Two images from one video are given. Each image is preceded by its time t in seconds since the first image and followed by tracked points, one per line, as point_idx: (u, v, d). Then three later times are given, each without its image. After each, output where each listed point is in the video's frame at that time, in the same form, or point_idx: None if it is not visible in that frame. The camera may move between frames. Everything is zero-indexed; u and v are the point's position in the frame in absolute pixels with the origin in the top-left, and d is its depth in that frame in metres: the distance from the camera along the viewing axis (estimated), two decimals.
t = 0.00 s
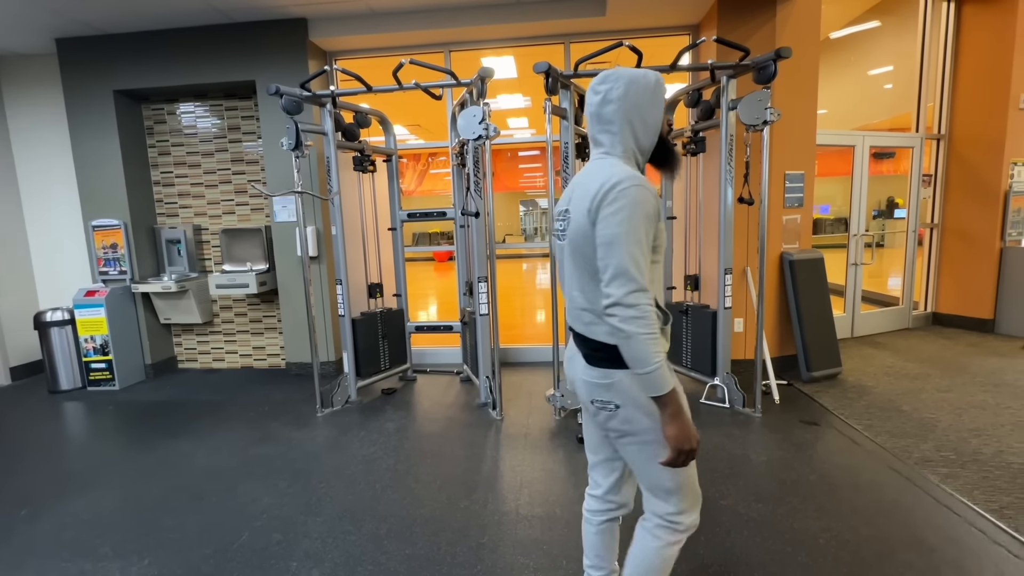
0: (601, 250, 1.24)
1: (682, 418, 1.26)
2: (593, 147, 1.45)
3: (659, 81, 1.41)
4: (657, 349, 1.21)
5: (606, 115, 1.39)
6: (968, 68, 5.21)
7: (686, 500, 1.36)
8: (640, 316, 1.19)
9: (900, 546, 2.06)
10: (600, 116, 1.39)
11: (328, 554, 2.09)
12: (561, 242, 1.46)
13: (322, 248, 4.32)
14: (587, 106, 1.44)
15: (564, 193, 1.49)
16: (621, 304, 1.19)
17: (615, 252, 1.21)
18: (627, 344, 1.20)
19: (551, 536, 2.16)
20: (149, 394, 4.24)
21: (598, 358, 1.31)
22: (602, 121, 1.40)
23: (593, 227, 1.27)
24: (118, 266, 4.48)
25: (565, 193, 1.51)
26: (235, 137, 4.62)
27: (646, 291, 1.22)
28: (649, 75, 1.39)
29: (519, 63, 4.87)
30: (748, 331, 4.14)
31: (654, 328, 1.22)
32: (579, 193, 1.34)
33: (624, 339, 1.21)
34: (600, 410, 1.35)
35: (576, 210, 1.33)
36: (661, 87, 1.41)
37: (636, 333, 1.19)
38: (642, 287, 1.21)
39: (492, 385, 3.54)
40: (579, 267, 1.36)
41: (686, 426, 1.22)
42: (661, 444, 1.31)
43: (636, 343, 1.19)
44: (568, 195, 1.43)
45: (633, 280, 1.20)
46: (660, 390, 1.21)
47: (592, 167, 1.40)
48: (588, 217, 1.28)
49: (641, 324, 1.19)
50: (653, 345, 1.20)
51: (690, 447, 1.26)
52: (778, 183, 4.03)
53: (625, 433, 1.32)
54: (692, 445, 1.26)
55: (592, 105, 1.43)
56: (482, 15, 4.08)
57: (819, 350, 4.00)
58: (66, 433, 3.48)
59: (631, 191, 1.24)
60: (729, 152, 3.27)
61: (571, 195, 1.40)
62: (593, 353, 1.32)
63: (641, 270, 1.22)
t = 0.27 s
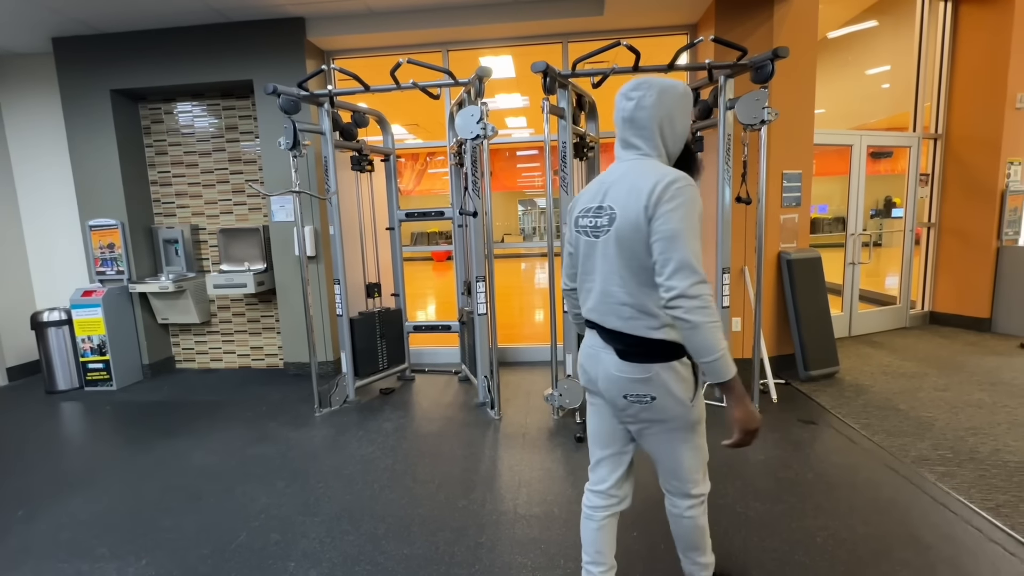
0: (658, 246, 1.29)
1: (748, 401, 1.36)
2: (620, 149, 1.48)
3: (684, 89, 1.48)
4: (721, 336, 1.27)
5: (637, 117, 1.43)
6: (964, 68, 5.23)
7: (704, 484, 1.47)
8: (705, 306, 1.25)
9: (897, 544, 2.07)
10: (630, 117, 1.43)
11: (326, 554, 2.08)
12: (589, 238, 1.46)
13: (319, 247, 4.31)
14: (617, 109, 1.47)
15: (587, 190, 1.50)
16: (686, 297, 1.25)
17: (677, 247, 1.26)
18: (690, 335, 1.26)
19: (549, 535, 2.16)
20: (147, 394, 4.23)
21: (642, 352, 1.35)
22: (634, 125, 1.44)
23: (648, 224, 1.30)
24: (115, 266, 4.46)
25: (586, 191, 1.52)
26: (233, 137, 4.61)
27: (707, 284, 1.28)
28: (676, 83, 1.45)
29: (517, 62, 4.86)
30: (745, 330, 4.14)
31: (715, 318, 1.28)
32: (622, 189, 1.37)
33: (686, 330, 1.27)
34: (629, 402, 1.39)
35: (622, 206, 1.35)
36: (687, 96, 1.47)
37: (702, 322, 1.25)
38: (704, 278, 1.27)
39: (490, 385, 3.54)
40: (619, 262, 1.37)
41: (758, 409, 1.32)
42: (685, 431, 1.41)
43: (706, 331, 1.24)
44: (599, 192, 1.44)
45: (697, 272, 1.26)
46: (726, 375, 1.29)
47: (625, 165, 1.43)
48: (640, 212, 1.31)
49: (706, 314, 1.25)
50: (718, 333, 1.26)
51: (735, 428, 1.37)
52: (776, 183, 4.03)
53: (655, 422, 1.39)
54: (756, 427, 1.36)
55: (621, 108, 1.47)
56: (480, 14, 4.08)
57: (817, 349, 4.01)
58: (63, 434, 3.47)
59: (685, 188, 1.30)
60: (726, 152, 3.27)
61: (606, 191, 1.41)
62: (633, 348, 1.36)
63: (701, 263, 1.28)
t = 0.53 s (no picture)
0: (709, 244, 1.40)
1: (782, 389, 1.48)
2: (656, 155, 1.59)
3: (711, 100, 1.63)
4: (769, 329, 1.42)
5: (676, 124, 1.55)
6: (962, 67, 5.23)
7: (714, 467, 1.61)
8: (758, 302, 1.39)
9: (894, 542, 2.07)
10: (667, 126, 1.55)
11: (323, 554, 2.08)
12: (629, 238, 1.54)
13: (318, 247, 4.30)
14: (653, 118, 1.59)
15: (623, 192, 1.57)
16: (738, 292, 1.38)
17: (726, 246, 1.39)
18: (742, 327, 1.39)
19: (547, 534, 2.17)
20: (145, 394, 4.23)
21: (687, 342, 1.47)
22: (675, 130, 1.55)
23: (696, 225, 1.41)
24: (113, 265, 4.46)
25: (619, 192, 1.59)
26: (231, 136, 4.60)
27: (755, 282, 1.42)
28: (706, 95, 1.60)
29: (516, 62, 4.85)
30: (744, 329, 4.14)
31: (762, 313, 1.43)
32: (666, 192, 1.47)
33: (738, 322, 1.39)
34: (664, 389, 1.50)
35: (668, 208, 1.45)
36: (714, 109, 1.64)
37: (757, 316, 1.39)
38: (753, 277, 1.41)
39: (489, 384, 3.54)
40: (664, 261, 1.47)
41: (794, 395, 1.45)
42: (705, 416, 1.55)
43: (762, 326, 1.37)
44: (639, 194, 1.52)
45: (750, 271, 1.40)
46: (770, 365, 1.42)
47: (664, 168, 1.54)
48: (689, 214, 1.41)
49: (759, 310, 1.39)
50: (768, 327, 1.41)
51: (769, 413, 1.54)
52: (774, 182, 4.04)
53: (683, 408, 1.52)
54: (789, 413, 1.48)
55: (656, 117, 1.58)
56: (478, 13, 4.07)
57: (815, 348, 4.01)
58: (61, 434, 3.47)
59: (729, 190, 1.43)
60: (724, 151, 3.28)
61: (647, 193, 1.50)
62: (675, 339, 1.47)
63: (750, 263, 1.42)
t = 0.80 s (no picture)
0: (743, 237, 1.64)
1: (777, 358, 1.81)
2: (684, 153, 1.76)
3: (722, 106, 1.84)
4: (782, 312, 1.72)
5: (703, 123, 1.74)
6: (961, 64, 5.23)
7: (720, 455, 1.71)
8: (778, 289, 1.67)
9: (892, 539, 2.08)
10: (696, 124, 1.73)
11: (323, 552, 2.09)
12: (664, 231, 1.67)
13: (317, 246, 4.31)
14: (679, 119, 1.74)
15: (654, 188, 1.70)
16: (769, 279, 1.65)
17: (757, 238, 1.64)
18: (770, 310, 1.67)
19: (546, 532, 2.17)
20: (145, 393, 4.23)
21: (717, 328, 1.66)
22: (706, 131, 1.73)
23: (736, 221, 1.61)
24: (112, 265, 4.46)
25: (647, 188, 1.72)
26: (229, 135, 4.60)
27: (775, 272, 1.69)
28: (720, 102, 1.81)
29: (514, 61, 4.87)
30: (743, 327, 4.13)
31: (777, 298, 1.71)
32: (702, 188, 1.64)
33: (766, 306, 1.67)
34: (690, 368, 1.67)
35: (706, 203, 1.62)
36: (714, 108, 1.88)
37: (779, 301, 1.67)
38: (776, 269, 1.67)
39: (488, 383, 3.54)
40: (702, 252, 1.63)
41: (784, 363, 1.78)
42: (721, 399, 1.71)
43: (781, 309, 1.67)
44: (673, 191, 1.67)
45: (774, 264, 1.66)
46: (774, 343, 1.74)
47: (692, 166, 1.71)
48: (728, 210, 1.61)
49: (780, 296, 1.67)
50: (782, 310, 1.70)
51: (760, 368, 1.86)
52: (772, 179, 4.05)
53: (706, 388, 1.68)
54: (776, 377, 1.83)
55: (682, 118, 1.75)
56: (477, 12, 4.07)
57: (813, 347, 4.01)
58: (61, 434, 3.48)
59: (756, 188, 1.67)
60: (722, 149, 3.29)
61: (683, 189, 1.66)
62: (709, 324, 1.65)
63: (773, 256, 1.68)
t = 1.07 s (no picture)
0: (750, 231, 1.79)
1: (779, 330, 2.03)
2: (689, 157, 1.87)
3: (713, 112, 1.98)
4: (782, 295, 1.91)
5: (705, 128, 1.87)
6: (961, 59, 5.20)
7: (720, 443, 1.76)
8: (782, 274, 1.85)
9: (890, 535, 2.08)
10: (700, 129, 1.85)
11: (322, 549, 2.10)
12: (680, 228, 1.77)
13: (315, 244, 4.30)
14: (686, 126, 1.85)
15: (667, 189, 1.79)
16: (776, 266, 1.82)
17: (762, 231, 1.80)
18: (781, 293, 1.85)
19: (544, 529, 2.17)
20: (145, 392, 4.24)
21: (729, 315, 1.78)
22: (708, 136, 1.87)
23: (745, 217, 1.75)
24: (112, 264, 4.46)
25: (659, 189, 1.81)
26: (228, 134, 4.60)
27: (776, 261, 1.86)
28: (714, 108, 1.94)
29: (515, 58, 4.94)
30: (743, 323, 4.13)
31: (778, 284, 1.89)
32: (713, 187, 1.75)
33: (777, 290, 1.85)
34: (696, 354, 1.76)
35: (718, 201, 1.73)
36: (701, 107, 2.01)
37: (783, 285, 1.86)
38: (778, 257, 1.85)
39: (487, 380, 3.54)
40: (716, 246, 1.74)
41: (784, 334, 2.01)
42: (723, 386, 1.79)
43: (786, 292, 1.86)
44: (685, 191, 1.77)
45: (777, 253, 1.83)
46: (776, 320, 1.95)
47: (700, 167, 1.82)
48: (738, 206, 1.74)
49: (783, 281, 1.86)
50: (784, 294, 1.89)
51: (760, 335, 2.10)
52: (771, 176, 4.04)
53: (711, 374, 1.77)
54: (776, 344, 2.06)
55: (686, 124, 1.86)
56: (475, 9, 4.06)
57: (813, 343, 4.01)
58: (61, 433, 3.48)
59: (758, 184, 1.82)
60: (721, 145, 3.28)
61: (695, 188, 1.76)
62: (719, 313, 1.75)
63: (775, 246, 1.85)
